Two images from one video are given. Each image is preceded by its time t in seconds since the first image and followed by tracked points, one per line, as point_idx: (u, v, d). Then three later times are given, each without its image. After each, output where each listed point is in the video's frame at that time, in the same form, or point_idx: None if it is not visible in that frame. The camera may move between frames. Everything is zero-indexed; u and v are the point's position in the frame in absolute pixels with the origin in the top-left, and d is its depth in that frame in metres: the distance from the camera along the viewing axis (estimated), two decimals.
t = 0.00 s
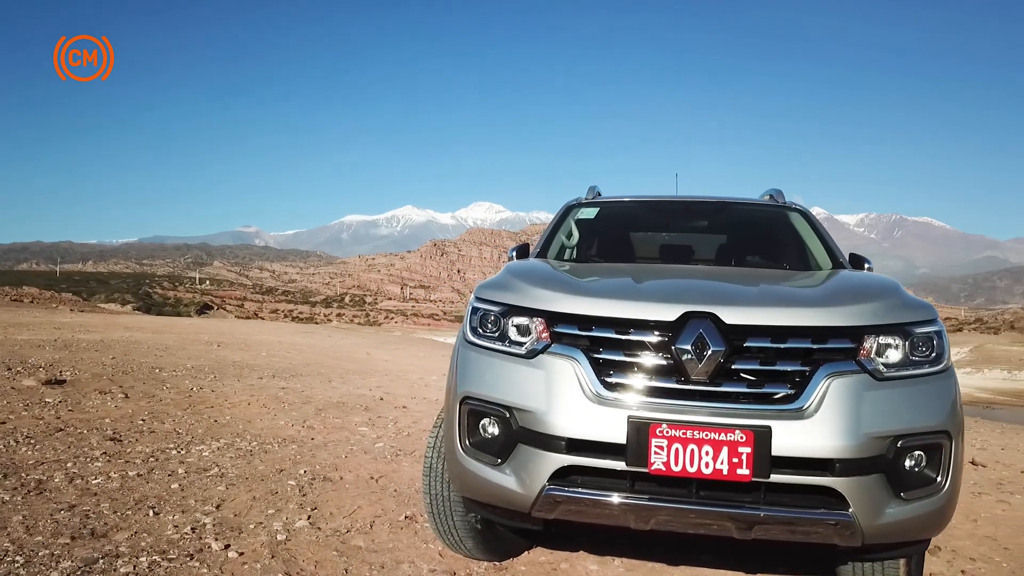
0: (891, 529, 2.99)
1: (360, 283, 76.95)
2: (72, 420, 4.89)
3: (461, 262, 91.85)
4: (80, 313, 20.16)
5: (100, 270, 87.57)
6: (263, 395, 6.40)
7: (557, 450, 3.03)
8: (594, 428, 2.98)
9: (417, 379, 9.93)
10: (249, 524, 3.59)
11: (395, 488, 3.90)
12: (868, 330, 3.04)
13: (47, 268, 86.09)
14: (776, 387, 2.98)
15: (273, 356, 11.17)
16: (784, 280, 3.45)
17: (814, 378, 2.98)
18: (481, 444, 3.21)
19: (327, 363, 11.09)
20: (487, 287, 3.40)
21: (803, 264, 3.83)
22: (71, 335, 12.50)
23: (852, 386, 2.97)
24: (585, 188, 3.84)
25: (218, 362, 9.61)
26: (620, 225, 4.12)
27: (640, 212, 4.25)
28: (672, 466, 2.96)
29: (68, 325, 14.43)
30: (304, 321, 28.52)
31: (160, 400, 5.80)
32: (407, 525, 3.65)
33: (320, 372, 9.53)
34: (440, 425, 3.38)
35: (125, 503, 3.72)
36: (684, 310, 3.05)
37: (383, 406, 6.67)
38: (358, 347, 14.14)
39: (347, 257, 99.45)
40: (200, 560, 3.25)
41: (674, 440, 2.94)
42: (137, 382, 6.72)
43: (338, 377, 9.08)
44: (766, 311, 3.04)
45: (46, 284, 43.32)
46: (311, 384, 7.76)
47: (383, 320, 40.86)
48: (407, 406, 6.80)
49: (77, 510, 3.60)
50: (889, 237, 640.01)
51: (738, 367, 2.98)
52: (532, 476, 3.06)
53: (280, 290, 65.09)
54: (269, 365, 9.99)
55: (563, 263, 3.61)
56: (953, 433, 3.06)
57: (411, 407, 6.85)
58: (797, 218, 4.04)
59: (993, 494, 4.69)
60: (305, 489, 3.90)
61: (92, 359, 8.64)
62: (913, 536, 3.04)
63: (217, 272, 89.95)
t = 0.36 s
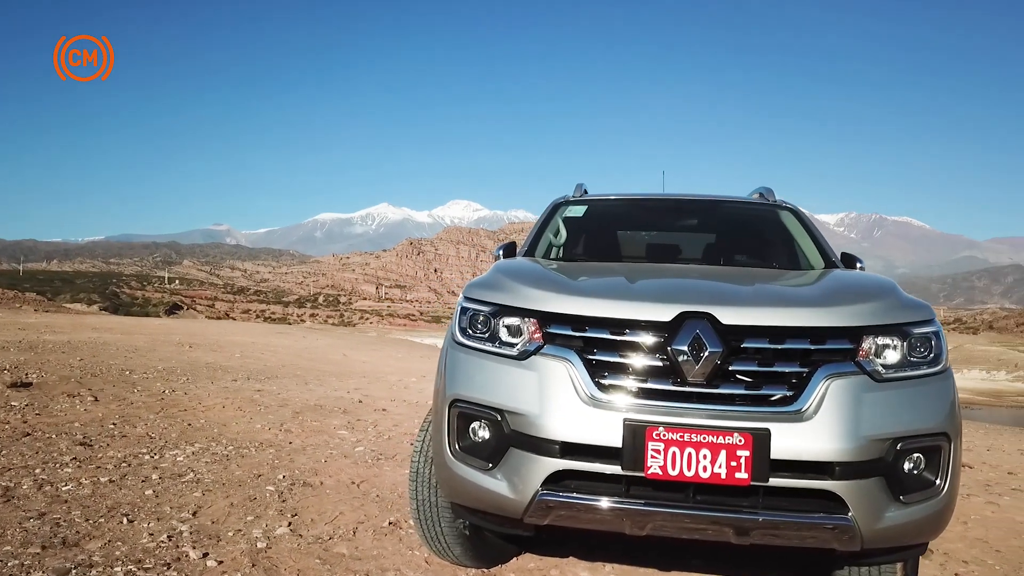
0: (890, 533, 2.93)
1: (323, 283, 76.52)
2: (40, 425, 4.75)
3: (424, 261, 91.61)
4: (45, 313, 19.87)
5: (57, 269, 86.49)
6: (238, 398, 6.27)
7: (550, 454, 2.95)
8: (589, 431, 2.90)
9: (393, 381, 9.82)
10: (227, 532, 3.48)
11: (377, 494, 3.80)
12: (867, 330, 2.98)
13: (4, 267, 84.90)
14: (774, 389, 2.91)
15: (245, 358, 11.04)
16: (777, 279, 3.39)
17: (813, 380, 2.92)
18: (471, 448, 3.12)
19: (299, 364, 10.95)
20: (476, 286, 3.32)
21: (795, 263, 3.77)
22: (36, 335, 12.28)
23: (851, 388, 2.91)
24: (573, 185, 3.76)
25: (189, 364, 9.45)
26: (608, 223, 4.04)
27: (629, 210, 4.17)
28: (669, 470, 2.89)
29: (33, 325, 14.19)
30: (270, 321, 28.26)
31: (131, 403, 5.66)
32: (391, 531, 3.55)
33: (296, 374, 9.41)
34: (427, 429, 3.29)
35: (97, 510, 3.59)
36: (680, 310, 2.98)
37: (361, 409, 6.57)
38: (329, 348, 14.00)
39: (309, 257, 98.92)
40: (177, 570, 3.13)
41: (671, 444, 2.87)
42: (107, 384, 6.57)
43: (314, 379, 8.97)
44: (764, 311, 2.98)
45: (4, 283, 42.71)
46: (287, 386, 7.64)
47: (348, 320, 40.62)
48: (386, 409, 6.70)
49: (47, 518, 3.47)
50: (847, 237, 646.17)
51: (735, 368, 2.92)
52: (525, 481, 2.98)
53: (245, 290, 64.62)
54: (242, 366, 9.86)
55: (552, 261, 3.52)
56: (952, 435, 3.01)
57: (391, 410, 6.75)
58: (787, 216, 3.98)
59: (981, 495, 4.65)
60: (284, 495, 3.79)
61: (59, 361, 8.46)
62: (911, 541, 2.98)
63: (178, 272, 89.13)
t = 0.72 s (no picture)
0: (888, 537, 2.88)
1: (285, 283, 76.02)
2: (7, 429, 4.61)
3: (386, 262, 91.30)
4: (7, 314, 19.57)
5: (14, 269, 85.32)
6: (212, 401, 6.15)
7: (544, 458, 2.87)
8: (583, 434, 2.83)
9: (369, 383, 9.73)
10: (205, 540, 3.37)
11: (360, 499, 3.71)
12: (865, 331, 2.93)
13: None
14: (771, 390, 2.85)
15: (214, 359, 10.89)
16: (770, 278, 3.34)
17: (811, 381, 2.86)
18: (461, 452, 3.04)
19: (271, 365, 10.82)
20: (464, 285, 3.23)
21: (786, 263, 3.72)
22: None
23: (850, 389, 2.86)
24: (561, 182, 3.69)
25: (159, 366, 9.30)
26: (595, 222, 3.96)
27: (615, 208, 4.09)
28: (666, 474, 2.82)
29: None
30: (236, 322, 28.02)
31: (101, 406, 5.53)
32: (375, 537, 3.46)
33: (272, 376, 9.29)
34: (415, 433, 3.20)
35: (69, 518, 3.47)
36: (676, 310, 2.92)
37: (338, 411, 6.47)
38: (300, 349, 13.86)
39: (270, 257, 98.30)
40: None
41: (667, 447, 2.80)
42: (75, 387, 6.43)
43: (289, 380, 8.85)
44: (761, 311, 2.92)
45: None
46: (263, 388, 7.52)
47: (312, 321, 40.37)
48: (364, 412, 6.61)
49: (17, 526, 3.34)
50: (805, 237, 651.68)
51: (732, 370, 2.86)
52: (517, 486, 2.90)
53: (206, 290, 64.05)
54: (213, 368, 9.72)
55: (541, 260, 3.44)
56: (950, 436, 2.96)
57: (369, 412, 6.66)
58: (777, 215, 3.93)
59: (968, 497, 4.63)
60: (263, 500, 3.69)
61: (25, 363, 8.28)
62: (909, 544, 2.93)
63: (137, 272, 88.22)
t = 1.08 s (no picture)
0: (886, 540, 2.82)
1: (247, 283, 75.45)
2: None
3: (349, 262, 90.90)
4: None
5: None
6: (185, 404, 6.03)
7: (536, 461, 2.79)
8: (576, 437, 2.76)
9: (342, 385, 9.62)
10: (182, 547, 3.25)
11: (341, 504, 3.62)
12: (863, 331, 2.88)
13: None
14: (768, 391, 2.79)
15: (185, 360, 10.75)
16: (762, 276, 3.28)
17: (808, 381, 2.80)
18: (450, 456, 2.96)
19: (243, 366, 10.70)
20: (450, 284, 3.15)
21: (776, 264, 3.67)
22: None
23: (847, 390, 2.80)
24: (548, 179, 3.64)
25: (127, 367, 9.14)
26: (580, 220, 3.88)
27: (601, 206, 4.01)
28: (661, 478, 2.75)
29: None
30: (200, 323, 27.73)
31: (70, 409, 5.39)
32: (357, 544, 3.37)
33: (244, 377, 9.17)
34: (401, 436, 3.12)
35: (39, 525, 3.34)
36: (671, 310, 2.85)
37: (314, 413, 6.38)
38: (271, 350, 13.72)
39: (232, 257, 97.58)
40: None
41: (663, 449, 2.74)
42: (42, 389, 6.28)
43: (263, 382, 8.73)
44: (757, 311, 2.86)
45: None
46: (236, 390, 7.41)
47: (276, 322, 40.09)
48: (342, 414, 6.52)
49: None
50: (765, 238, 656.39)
51: (728, 371, 2.79)
52: (509, 491, 2.82)
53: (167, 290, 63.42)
54: (184, 369, 9.58)
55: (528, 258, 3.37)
56: (947, 438, 2.91)
57: (347, 414, 6.57)
58: (767, 214, 3.88)
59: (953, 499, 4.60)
60: (241, 505, 3.59)
61: None
62: (906, 548, 2.88)
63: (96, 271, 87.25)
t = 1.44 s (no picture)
0: (882, 545, 2.77)
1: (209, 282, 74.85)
2: None
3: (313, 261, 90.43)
4: None
5: None
6: (157, 407, 5.92)
7: (528, 466, 2.72)
8: (568, 442, 2.69)
9: (317, 386, 9.52)
10: (157, 555, 3.14)
11: (320, 510, 3.53)
12: (859, 332, 2.82)
13: None
14: (764, 394, 2.73)
15: (155, 361, 10.60)
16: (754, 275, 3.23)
17: (804, 384, 2.74)
18: (438, 461, 2.88)
19: (215, 367, 10.56)
20: (437, 284, 3.07)
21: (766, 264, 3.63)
22: None
23: (845, 392, 2.75)
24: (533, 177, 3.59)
25: (97, 368, 8.99)
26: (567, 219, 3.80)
27: (588, 204, 3.94)
28: (656, 483, 2.69)
29: None
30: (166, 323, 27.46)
31: (38, 412, 5.26)
32: (339, 551, 3.27)
33: (217, 379, 9.05)
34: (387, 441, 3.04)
35: (8, 534, 3.22)
36: (665, 310, 2.79)
37: (291, 416, 6.28)
38: (241, 351, 13.58)
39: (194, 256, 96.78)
40: None
41: (658, 454, 2.67)
42: (10, 392, 6.14)
43: (237, 384, 8.62)
44: (753, 312, 2.80)
45: None
46: (209, 392, 7.30)
47: (241, 322, 39.78)
48: (319, 417, 6.42)
49: None
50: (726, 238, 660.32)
51: (724, 373, 2.73)
52: (499, 496, 2.74)
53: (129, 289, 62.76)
54: (154, 371, 9.43)
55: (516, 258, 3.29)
56: (944, 441, 2.86)
57: (323, 417, 6.48)
58: (756, 213, 3.83)
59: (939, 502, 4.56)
60: (217, 512, 3.49)
61: None
62: (902, 553, 2.82)
63: (55, 270, 86.23)
